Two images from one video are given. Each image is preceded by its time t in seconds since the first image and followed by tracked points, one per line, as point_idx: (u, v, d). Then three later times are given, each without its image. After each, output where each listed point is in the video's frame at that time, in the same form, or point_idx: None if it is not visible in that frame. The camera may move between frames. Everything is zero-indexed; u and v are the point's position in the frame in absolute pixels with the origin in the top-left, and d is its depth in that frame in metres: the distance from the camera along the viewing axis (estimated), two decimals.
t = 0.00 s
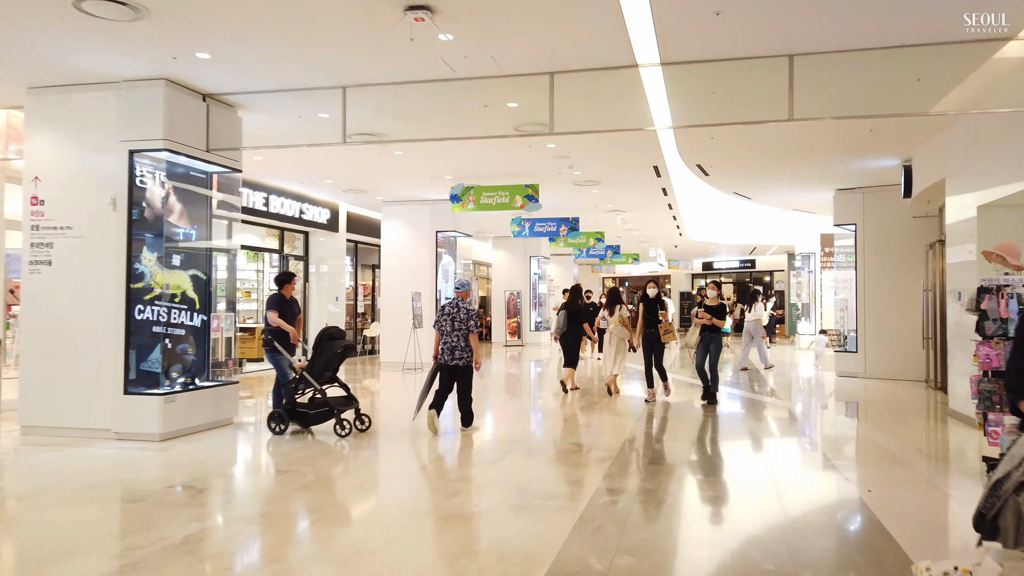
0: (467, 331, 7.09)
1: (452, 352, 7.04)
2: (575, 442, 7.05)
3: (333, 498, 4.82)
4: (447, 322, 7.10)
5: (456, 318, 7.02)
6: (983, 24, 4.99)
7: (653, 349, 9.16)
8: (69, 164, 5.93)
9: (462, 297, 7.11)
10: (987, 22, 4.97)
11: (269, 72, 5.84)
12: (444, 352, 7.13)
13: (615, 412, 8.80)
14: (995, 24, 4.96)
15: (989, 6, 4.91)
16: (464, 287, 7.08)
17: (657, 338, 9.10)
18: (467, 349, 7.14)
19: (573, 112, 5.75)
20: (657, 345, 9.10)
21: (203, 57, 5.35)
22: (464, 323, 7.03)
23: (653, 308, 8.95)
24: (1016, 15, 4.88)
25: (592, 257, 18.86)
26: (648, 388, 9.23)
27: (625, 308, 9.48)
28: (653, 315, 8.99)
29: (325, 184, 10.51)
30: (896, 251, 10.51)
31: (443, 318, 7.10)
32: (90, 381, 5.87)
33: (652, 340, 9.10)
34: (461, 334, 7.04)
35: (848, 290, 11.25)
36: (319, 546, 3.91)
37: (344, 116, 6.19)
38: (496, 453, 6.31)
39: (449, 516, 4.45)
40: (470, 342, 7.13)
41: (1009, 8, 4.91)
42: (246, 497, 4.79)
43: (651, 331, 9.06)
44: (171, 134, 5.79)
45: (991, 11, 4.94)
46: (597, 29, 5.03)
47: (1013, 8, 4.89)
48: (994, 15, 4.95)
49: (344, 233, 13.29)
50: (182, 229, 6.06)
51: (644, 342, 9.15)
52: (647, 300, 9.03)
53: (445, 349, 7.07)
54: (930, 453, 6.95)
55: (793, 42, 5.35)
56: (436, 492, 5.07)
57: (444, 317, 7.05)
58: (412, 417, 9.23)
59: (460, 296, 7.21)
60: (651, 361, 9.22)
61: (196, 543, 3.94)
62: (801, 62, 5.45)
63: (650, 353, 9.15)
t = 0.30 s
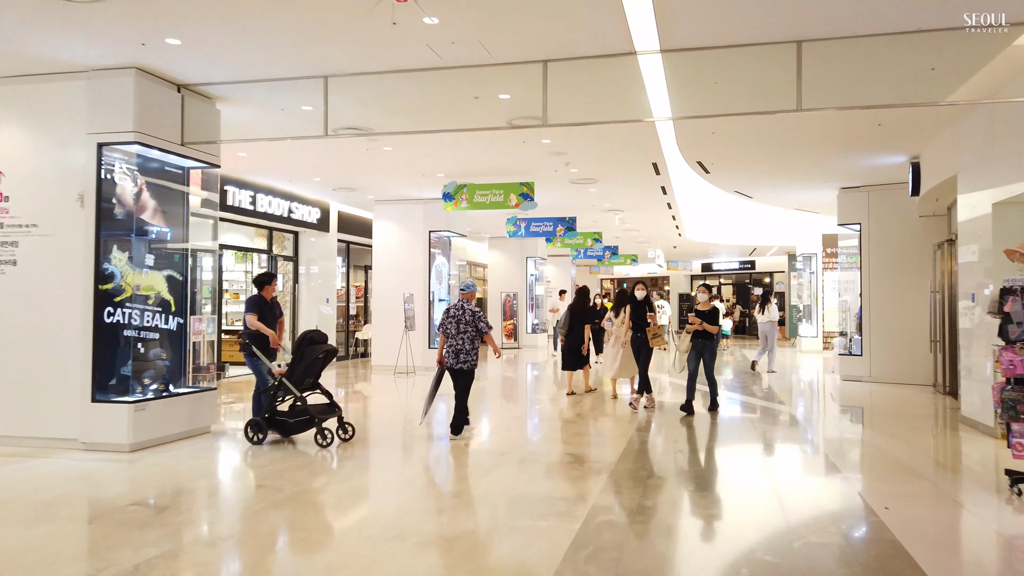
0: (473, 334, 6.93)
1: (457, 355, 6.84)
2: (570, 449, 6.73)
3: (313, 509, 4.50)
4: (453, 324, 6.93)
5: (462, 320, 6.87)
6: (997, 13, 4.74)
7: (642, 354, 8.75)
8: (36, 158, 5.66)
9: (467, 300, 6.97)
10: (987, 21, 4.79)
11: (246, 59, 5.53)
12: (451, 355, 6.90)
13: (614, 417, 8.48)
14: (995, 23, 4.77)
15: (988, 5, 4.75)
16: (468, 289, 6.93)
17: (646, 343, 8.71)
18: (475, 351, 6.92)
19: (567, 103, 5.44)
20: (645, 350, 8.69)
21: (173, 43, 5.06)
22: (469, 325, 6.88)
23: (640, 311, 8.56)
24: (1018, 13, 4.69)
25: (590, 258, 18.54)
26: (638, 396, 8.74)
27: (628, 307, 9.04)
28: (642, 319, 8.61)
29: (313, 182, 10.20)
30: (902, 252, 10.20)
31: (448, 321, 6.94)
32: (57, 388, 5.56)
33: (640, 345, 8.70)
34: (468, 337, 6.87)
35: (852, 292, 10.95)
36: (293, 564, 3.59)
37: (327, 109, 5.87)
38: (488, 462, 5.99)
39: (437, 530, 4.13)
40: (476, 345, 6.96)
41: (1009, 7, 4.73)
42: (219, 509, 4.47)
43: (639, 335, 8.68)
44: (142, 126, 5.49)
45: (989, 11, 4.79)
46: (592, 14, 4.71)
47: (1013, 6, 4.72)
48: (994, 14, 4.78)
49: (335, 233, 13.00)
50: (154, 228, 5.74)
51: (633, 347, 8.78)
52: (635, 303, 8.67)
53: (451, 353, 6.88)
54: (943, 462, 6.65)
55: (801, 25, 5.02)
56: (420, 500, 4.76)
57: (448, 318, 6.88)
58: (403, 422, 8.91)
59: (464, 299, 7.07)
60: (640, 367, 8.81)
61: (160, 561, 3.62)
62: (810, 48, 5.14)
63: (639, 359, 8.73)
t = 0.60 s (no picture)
0: (484, 331, 6.74)
1: (467, 354, 6.67)
2: (571, 450, 6.45)
3: (301, 514, 4.23)
4: (462, 321, 6.74)
5: (472, 318, 6.68)
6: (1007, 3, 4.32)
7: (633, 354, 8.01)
8: (11, 144, 5.42)
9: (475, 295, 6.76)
10: (985, 22, 4.37)
11: (229, 40, 5.25)
12: (460, 352, 6.73)
13: (617, 417, 8.20)
14: (994, 23, 4.35)
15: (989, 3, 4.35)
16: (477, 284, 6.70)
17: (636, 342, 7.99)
18: (485, 348, 6.76)
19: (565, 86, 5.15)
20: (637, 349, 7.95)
21: (149, 21, 4.79)
22: (480, 323, 6.69)
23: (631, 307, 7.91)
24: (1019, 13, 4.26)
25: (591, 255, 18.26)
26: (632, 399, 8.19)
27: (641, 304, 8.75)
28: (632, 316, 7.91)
29: (307, 176, 9.93)
30: (913, 248, 9.91)
31: (457, 318, 6.74)
32: (31, 386, 5.30)
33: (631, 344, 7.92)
34: (478, 334, 6.68)
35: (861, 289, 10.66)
36: (277, 574, 3.32)
37: (317, 96, 5.60)
38: (486, 464, 5.73)
39: (432, 537, 3.87)
40: (486, 342, 6.79)
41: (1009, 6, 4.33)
42: (201, 512, 4.21)
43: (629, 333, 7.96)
44: (119, 112, 5.26)
45: (989, 11, 4.39)
46: None
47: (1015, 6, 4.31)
48: (994, 14, 4.38)
49: (331, 229, 12.73)
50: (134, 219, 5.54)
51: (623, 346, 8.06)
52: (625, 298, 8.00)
53: (461, 351, 6.71)
54: (959, 465, 6.37)
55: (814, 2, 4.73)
56: (410, 507, 4.46)
57: (458, 315, 6.70)
58: (400, 423, 8.65)
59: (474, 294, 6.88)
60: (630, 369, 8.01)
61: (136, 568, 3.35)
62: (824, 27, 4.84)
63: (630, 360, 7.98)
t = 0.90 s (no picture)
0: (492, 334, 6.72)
1: (477, 357, 6.66)
2: (571, 459, 6.13)
3: (283, 529, 3.93)
4: (471, 324, 6.71)
5: (481, 321, 6.67)
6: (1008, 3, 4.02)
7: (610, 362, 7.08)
8: None
9: (485, 298, 6.77)
10: (985, 23, 4.07)
11: (207, 24, 4.94)
12: (468, 355, 6.71)
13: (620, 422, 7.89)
14: (994, 24, 4.05)
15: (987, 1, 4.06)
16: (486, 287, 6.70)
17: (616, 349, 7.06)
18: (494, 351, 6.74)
19: (564, 73, 4.83)
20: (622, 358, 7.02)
21: (118, 3, 4.48)
22: (489, 326, 6.67)
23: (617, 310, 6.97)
24: (1020, 12, 3.97)
25: (591, 255, 17.94)
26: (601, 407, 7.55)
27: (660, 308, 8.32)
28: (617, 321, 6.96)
29: (299, 173, 9.63)
30: (924, 247, 9.60)
31: (466, 321, 6.70)
32: None
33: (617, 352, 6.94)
34: (486, 338, 6.67)
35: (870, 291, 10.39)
36: None
37: (301, 86, 5.27)
38: (483, 474, 5.42)
39: (420, 557, 3.56)
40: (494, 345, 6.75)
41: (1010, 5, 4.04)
42: (174, 527, 3.91)
43: (614, 339, 6.93)
44: (90, 102, 4.98)
45: (988, 10, 4.10)
46: None
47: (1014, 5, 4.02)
48: (993, 15, 4.10)
49: (325, 228, 12.42)
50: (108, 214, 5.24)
51: (603, 354, 7.02)
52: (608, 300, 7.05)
53: (470, 353, 6.69)
54: (978, 475, 6.07)
55: None
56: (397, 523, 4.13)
57: (467, 317, 6.68)
58: (394, 428, 8.35)
59: (483, 296, 6.84)
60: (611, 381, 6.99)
61: None
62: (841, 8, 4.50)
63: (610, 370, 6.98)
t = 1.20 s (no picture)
0: (503, 335, 6.52)
1: (487, 358, 6.43)
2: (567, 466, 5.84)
3: (253, 548, 3.64)
4: (480, 324, 6.47)
5: (491, 321, 6.44)
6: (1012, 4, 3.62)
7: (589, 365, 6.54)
8: None
9: (495, 297, 6.54)
10: (985, 23, 3.68)
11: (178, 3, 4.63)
12: (477, 356, 6.47)
13: (618, 426, 7.60)
14: (994, 24, 3.68)
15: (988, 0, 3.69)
16: (496, 285, 6.46)
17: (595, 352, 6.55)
18: (503, 353, 6.54)
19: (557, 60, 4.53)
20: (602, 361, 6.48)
21: None
22: (498, 326, 6.47)
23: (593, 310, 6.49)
24: None
25: (588, 254, 17.65)
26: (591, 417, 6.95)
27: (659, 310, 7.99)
28: (594, 321, 6.48)
29: (285, 169, 9.32)
30: (929, 246, 9.33)
31: (475, 320, 6.46)
32: None
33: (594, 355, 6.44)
34: (497, 339, 6.47)
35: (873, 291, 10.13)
36: None
37: (279, 75, 4.96)
38: (472, 483, 5.13)
39: None
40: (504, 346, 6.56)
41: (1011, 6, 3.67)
42: (135, 546, 3.62)
43: (590, 341, 6.43)
44: (52, 91, 4.69)
45: (989, 10, 3.72)
46: None
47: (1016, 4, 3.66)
48: (993, 15, 3.73)
49: (314, 227, 12.12)
50: (71, 210, 4.97)
51: (579, 358, 6.52)
52: (583, 300, 6.62)
53: (479, 355, 6.46)
54: (990, 482, 5.80)
55: None
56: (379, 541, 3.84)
57: (477, 317, 6.43)
58: (384, 432, 8.05)
59: (491, 296, 6.63)
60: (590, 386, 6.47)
61: None
62: None
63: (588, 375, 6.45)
